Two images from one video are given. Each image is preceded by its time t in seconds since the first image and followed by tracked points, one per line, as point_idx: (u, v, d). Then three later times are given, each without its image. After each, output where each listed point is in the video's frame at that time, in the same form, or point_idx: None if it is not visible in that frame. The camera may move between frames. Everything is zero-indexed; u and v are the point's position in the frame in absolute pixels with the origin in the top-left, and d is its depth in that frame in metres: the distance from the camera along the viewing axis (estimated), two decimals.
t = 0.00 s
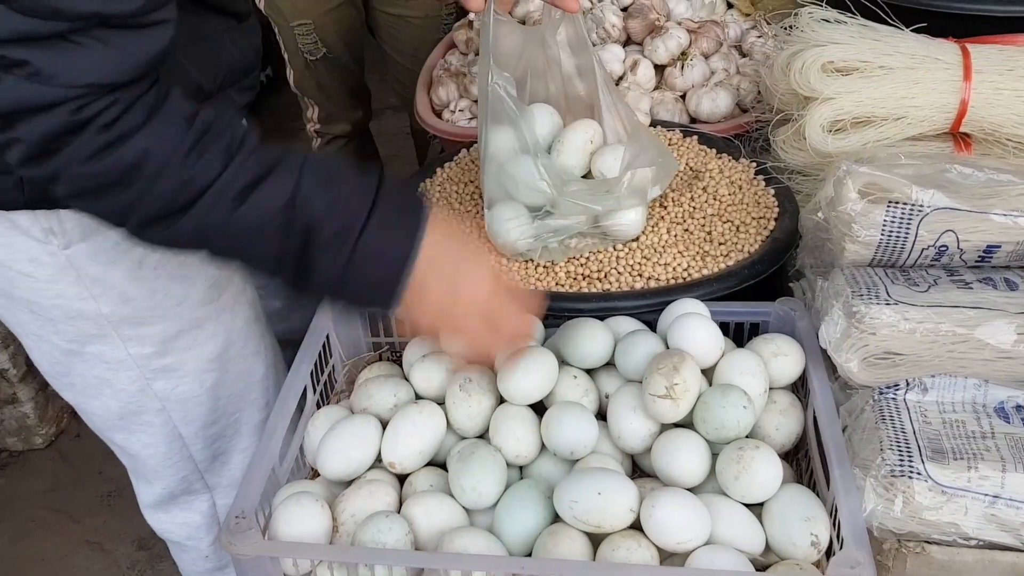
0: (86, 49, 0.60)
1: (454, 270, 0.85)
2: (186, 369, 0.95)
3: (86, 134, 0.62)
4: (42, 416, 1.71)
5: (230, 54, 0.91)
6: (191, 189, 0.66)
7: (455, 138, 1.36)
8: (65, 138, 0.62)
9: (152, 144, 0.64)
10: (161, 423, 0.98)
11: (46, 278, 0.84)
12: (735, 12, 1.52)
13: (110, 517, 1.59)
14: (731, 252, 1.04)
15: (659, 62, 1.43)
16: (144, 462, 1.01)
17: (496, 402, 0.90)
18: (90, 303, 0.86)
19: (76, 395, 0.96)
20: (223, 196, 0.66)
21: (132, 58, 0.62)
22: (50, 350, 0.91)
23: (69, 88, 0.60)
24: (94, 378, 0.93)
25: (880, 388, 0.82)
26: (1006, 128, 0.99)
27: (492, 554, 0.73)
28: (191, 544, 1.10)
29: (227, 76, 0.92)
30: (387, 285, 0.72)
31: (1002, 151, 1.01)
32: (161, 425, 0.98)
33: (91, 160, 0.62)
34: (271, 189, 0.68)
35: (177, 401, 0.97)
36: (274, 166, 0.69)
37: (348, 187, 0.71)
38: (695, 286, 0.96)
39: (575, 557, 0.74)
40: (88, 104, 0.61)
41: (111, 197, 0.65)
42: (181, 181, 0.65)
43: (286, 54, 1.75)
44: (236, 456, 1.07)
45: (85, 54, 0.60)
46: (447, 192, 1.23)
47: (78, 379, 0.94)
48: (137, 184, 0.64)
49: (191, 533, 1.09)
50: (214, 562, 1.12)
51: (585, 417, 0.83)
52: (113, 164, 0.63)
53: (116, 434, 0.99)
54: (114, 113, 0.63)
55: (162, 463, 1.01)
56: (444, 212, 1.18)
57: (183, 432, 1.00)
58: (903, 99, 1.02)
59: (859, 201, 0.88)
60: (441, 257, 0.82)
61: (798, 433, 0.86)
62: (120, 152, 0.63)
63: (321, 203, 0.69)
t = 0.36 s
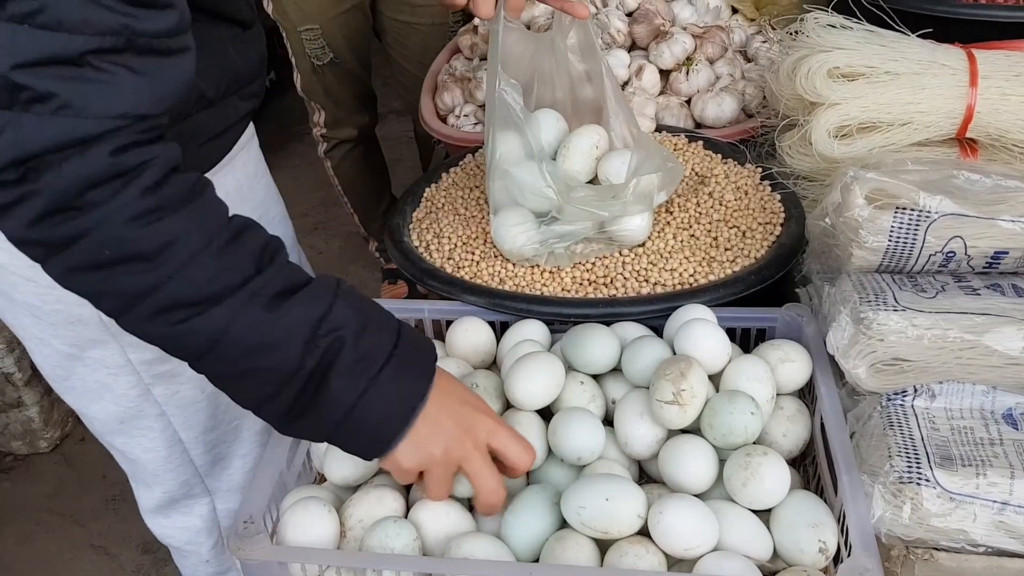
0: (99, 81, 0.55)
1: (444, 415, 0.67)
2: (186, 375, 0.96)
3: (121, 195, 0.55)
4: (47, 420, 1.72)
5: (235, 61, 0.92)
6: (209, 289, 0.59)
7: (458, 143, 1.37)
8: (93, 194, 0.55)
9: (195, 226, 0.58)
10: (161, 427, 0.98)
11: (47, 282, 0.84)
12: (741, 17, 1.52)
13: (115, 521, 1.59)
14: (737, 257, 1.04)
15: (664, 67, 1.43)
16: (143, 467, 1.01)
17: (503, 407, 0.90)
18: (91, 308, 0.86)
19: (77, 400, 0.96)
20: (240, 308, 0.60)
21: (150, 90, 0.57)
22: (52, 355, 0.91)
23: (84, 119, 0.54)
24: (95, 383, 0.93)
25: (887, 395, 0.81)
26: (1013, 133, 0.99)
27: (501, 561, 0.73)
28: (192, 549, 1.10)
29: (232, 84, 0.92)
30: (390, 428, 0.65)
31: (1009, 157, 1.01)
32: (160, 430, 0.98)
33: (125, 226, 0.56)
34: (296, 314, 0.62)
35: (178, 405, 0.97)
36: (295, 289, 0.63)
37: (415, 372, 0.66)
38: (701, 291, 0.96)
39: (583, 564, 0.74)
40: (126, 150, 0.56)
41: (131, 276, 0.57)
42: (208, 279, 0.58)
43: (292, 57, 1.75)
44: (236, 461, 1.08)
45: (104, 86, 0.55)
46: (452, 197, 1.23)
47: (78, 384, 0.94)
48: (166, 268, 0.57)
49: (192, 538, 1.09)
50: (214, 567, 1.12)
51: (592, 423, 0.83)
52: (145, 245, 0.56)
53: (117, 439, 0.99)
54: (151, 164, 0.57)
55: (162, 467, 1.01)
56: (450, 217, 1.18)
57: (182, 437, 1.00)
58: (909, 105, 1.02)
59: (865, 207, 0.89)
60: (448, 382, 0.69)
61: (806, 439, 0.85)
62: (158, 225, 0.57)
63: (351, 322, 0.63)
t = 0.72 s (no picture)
0: (38, 69, 0.55)
1: (381, 387, 0.69)
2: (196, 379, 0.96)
3: (51, 172, 0.57)
4: (53, 421, 1.72)
5: (245, 65, 0.92)
6: (142, 266, 0.60)
7: (463, 144, 1.37)
8: (19, 172, 0.57)
9: (125, 206, 0.60)
10: (172, 431, 0.98)
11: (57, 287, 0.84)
12: (746, 19, 1.52)
13: (121, 523, 1.60)
14: (744, 259, 1.04)
15: (670, 69, 1.43)
16: (154, 471, 1.01)
17: (510, 409, 0.90)
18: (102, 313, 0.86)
19: (88, 404, 0.97)
20: (174, 285, 0.61)
21: (96, 80, 0.58)
22: (62, 359, 0.92)
23: (32, 106, 0.56)
24: (105, 387, 0.93)
25: (895, 396, 0.81)
26: (1020, 135, 0.99)
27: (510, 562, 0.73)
28: (202, 552, 1.10)
29: (240, 87, 0.93)
30: (325, 404, 0.66)
31: (1015, 159, 1.01)
32: (171, 434, 0.98)
33: (48, 205, 0.57)
34: (229, 292, 0.62)
35: (188, 409, 0.98)
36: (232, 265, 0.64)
37: (354, 345, 0.67)
38: (708, 293, 0.96)
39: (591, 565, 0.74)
40: (50, 131, 0.57)
41: (61, 253, 0.59)
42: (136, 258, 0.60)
43: (298, 58, 1.76)
44: (246, 465, 1.08)
45: (44, 74, 0.55)
46: (459, 200, 1.23)
47: (88, 388, 0.94)
48: (93, 245, 0.59)
49: (202, 542, 1.09)
50: (224, 570, 1.12)
51: (600, 424, 0.83)
52: (73, 224, 0.58)
53: (128, 443, 0.99)
54: (81, 143, 0.58)
55: (173, 471, 1.01)
56: (456, 220, 1.18)
57: (193, 441, 1.01)
58: (916, 107, 1.03)
59: (872, 209, 0.89)
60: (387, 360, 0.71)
61: (814, 441, 0.86)
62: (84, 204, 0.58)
63: (288, 300, 0.64)
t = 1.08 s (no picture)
0: (11, 53, 0.57)
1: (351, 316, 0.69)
2: (201, 380, 0.96)
3: (19, 145, 0.59)
4: (55, 423, 1.73)
5: (251, 65, 0.92)
6: (117, 223, 0.62)
7: (465, 145, 1.38)
8: None
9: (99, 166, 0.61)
10: (177, 432, 0.98)
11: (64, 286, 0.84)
12: (748, 20, 1.53)
13: (124, 524, 1.60)
14: (747, 260, 1.05)
15: (671, 70, 1.43)
16: (158, 471, 1.02)
17: (513, 409, 0.91)
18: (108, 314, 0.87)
19: (93, 405, 0.97)
20: (148, 236, 0.62)
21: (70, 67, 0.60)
22: (67, 359, 0.92)
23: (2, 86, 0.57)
24: (110, 388, 0.94)
25: (898, 396, 0.82)
26: (1022, 135, 0.99)
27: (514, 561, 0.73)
28: (206, 553, 1.11)
29: (245, 87, 0.93)
30: (295, 345, 0.66)
31: (1017, 159, 1.01)
32: (176, 434, 0.98)
33: (18, 176, 0.59)
34: (199, 240, 0.63)
35: (194, 410, 0.98)
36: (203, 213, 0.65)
37: (321, 286, 0.67)
38: (711, 293, 0.96)
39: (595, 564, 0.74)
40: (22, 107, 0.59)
41: (41, 217, 0.61)
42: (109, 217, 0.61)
43: (301, 58, 1.76)
44: (250, 465, 1.08)
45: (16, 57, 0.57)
46: (461, 201, 1.24)
47: (94, 389, 0.94)
48: (70, 208, 0.60)
49: (206, 542, 1.09)
50: (228, 570, 1.13)
51: (602, 424, 0.83)
52: (48, 189, 0.60)
53: (133, 444, 0.99)
54: (52, 116, 0.60)
55: (177, 472, 1.01)
56: (459, 220, 1.18)
57: (198, 441, 1.01)
58: (918, 107, 1.03)
59: (875, 209, 0.89)
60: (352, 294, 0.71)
61: (817, 441, 0.86)
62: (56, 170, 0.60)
63: (259, 241, 0.65)
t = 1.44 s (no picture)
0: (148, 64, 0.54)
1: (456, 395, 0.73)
2: (200, 375, 0.96)
3: (188, 182, 0.55)
4: (58, 423, 1.73)
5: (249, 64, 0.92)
6: (280, 268, 0.59)
7: (465, 143, 1.38)
8: (157, 186, 0.54)
9: (260, 209, 0.59)
10: (176, 427, 0.98)
11: (64, 283, 0.84)
12: (747, 18, 1.53)
13: (126, 523, 1.60)
14: (747, 257, 1.05)
15: (671, 68, 1.44)
16: (158, 467, 1.02)
17: (514, 407, 0.91)
18: (108, 310, 0.87)
19: (93, 401, 0.97)
20: (312, 280, 0.60)
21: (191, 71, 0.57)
22: (67, 356, 0.92)
23: (152, 104, 0.54)
24: (110, 384, 0.94)
25: (898, 392, 0.82)
26: (1021, 132, 1.00)
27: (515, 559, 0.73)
28: (206, 548, 1.11)
29: (244, 87, 0.92)
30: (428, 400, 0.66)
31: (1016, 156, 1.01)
32: (176, 430, 0.99)
33: (193, 214, 0.55)
34: (352, 289, 0.62)
35: (192, 405, 0.98)
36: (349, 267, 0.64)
37: (446, 352, 0.67)
38: (711, 290, 0.96)
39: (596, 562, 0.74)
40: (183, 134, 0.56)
41: (204, 263, 0.57)
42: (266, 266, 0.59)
43: (304, 58, 1.75)
44: (250, 460, 1.09)
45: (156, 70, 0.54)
46: (462, 199, 1.24)
47: (93, 385, 0.95)
48: (232, 255, 0.57)
49: (206, 538, 1.10)
50: (229, 566, 1.13)
51: (602, 422, 0.84)
52: (218, 229, 0.56)
53: (133, 440, 1.00)
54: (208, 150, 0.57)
55: (177, 467, 1.02)
56: (460, 219, 1.18)
57: (198, 437, 1.01)
58: (918, 104, 1.03)
59: (874, 206, 0.89)
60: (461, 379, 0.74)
61: (817, 438, 0.86)
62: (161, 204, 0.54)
63: (401, 296, 0.65)
